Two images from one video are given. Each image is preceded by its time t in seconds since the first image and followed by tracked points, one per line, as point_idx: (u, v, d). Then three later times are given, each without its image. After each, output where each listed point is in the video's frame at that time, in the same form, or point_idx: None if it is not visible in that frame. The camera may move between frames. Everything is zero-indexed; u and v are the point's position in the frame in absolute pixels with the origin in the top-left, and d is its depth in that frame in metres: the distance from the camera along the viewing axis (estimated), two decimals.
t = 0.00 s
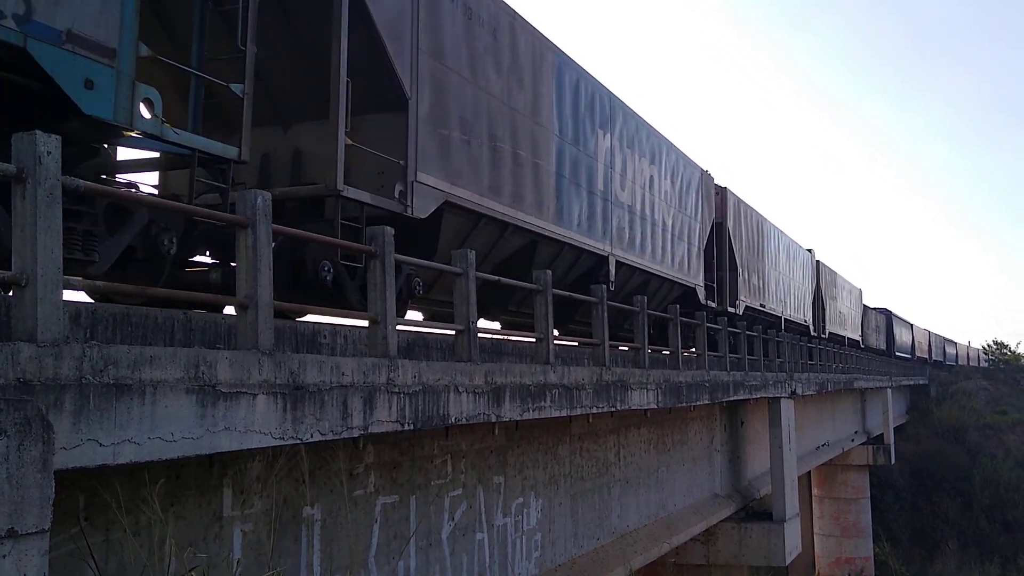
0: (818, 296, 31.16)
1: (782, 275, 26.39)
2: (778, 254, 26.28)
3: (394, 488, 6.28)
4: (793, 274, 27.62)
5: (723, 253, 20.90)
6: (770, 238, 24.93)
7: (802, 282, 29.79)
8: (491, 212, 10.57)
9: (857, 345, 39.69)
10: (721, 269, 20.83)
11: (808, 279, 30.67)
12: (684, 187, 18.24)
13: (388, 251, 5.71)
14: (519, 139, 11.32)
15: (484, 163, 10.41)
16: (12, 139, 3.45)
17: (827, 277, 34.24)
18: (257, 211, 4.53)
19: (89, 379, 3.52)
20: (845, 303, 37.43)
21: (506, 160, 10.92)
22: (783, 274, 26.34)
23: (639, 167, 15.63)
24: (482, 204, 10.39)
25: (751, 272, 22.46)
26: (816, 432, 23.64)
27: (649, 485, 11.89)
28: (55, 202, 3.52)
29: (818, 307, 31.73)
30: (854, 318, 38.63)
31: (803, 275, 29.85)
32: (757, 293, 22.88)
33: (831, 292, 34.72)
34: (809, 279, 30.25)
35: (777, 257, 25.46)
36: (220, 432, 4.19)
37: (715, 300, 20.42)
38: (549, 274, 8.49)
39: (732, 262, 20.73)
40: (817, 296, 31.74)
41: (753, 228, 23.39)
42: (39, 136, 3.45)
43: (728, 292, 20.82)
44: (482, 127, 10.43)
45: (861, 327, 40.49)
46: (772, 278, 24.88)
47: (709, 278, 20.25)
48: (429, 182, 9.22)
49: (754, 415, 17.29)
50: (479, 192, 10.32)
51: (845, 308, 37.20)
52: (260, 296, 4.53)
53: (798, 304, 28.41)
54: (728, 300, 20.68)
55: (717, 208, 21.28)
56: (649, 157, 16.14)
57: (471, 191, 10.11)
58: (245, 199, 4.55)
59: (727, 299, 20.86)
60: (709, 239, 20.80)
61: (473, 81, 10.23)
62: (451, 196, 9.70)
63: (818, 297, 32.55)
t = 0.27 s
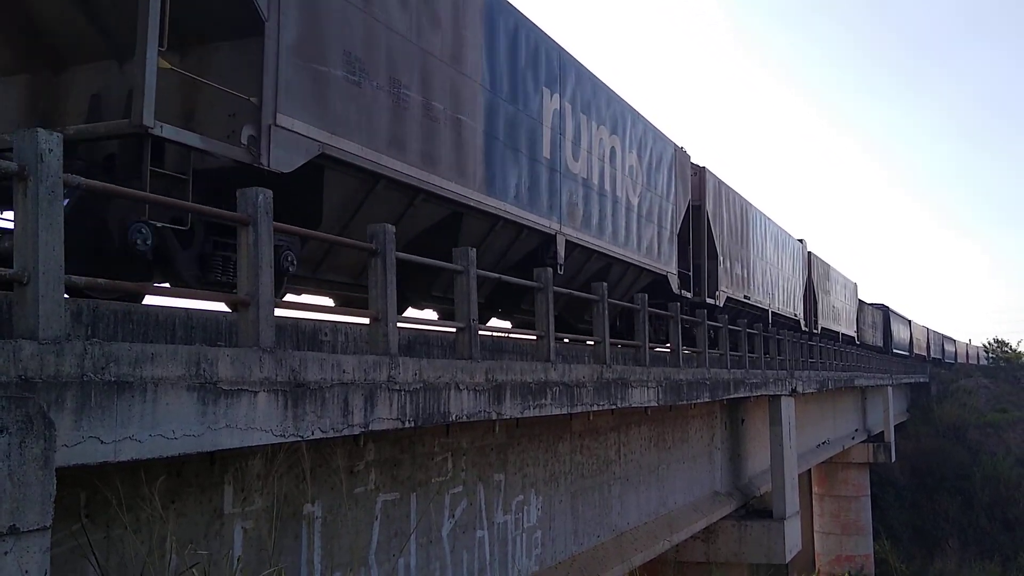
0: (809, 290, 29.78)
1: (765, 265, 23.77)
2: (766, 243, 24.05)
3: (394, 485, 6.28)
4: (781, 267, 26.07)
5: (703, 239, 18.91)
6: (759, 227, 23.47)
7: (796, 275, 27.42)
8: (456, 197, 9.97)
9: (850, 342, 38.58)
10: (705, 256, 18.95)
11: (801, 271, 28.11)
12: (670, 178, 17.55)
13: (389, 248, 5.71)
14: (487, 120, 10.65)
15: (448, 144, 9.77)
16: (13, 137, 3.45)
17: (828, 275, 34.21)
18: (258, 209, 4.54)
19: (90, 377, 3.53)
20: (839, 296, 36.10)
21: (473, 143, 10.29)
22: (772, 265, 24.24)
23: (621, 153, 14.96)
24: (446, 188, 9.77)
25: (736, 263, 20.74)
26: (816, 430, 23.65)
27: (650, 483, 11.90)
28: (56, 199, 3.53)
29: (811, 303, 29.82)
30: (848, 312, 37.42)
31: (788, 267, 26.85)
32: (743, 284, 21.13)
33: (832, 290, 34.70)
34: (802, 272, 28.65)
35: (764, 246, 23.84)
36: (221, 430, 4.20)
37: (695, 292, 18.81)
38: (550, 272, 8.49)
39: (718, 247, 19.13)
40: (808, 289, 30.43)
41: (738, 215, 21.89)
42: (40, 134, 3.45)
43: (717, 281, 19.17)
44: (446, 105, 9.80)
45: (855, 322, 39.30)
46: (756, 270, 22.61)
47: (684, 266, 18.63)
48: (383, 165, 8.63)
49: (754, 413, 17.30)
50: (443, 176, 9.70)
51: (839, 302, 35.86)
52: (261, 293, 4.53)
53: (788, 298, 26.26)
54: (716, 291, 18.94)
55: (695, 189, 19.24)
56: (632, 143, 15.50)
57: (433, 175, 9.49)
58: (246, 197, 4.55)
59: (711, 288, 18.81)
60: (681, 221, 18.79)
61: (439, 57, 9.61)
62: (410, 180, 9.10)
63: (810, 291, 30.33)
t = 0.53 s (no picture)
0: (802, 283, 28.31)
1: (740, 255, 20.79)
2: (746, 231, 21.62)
3: (395, 483, 6.28)
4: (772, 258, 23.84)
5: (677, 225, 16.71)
6: (744, 212, 21.59)
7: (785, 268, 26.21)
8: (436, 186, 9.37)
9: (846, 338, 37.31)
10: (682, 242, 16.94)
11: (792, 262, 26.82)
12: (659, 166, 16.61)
13: (391, 245, 5.71)
14: (470, 104, 10.07)
15: (426, 128, 9.18)
16: (16, 133, 3.46)
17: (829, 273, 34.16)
18: (260, 206, 4.54)
19: (93, 374, 3.53)
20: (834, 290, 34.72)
21: (455, 127, 9.73)
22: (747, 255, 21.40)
23: (619, 149, 14.36)
24: (424, 176, 9.16)
25: (720, 251, 18.76)
26: (817, 429, 23.65)
27: (651, 481, 11.90)
28: (59, 195, 3.52)
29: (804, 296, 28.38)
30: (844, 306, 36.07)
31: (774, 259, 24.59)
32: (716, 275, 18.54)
33: (833, 288, 34.65)
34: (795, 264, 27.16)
35: (751, 234, 21.94)
36: (224, 427, 4.20)
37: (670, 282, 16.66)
38: (552, 269, 8.48)
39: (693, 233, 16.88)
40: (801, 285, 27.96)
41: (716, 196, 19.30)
42: (43, 131, 3.46)
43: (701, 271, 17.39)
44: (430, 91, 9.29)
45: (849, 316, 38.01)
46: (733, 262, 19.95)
47: (656, 253, 16.46)
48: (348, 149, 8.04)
49: (755, 411, 17.30)
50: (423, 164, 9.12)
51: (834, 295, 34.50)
52: (263, 290, 4.53)
53: (779, 290, 24.61)
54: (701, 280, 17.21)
55: (670, 167, 17.27)
56: (631, 139, 14.96)
57: (409, 162, 8.90)
58: (248, 194, 4.55)
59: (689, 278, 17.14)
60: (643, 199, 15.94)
61: (408, 31, 8.97)
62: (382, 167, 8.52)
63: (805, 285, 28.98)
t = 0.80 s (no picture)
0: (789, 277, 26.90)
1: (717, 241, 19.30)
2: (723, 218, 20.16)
3: (397, 481, 6.29)
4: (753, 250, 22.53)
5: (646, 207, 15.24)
6: (722, 198, 20.14)
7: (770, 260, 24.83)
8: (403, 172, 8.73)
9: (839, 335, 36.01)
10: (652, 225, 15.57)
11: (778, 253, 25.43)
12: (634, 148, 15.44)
13: (392, 244, 5.72)
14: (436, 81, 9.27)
15: (394, 109, 8.56)
16: (19, 132, 3.47)
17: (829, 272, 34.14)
18: (262, 205, 4.55)
19: (95, 372, 3.54)
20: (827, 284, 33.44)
21: (424, 109, 9.05)
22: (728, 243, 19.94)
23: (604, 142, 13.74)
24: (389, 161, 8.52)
25: (693, 238, 17.40)
26: (819, 427, 23.66)
27: (652, 479, 11.91)
28: (62, 194, 3.53)
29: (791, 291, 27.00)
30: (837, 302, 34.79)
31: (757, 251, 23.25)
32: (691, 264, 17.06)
33: (834, 287, 34.64)
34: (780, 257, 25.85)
35: (731, 221, 20.47)
36: (226, 425, 4.21)
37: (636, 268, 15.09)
38: (553, 268, 8.48)
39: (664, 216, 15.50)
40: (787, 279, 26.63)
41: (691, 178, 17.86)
42: (45, 130, 3.46)
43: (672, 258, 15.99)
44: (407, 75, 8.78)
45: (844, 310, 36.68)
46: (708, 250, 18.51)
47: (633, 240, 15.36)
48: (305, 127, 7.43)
49: (756, 409, 17.31)
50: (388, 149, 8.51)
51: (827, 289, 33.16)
52: (265, 289, 4.54)
53: (762, 283, 23.13)
54: (672, 268, 15.85)
55: (637, 142, 15.84)
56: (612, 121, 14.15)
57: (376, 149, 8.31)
58: (250, 192, 4.56)
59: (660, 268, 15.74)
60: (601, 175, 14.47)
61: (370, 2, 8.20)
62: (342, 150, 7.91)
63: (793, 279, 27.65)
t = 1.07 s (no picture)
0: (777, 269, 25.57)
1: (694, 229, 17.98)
2: (703, 203, 18.68)
3: (397, 480, 6.30)
4: (737, 240, 21.15)
5: (605, 191, 13.75)
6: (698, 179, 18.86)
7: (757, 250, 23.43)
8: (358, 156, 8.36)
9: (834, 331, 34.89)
10: (616, 206, 14.35)
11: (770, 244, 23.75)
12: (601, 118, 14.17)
13: (393, 242, 5.72)
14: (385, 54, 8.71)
15: (342, 86, 8.07)
16: (19, 130, 3.47)
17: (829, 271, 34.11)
18: (262, 203, 4.55)
19: (96, 371, 3.55)
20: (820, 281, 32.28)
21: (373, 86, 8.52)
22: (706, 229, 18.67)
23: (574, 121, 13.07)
24: (354, 148, 8.26)
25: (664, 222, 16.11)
26: (819, 426, 23.67)
27: (652, 478, 11.91)
28: (63, 192, 3.54)
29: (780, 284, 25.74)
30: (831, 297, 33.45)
31: (740, 240, 21.50)
32: (662, 249, 15.78)
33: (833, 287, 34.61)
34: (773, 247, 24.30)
35: (710, 206, 19.05)
36: (227, 423, 4.21)
37: (596, 254, 13.58)
38: (553, 267, 8.49)
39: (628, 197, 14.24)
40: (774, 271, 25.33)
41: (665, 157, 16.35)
42: (46, 128, 3.47)
43: (638, 242, 14.71)
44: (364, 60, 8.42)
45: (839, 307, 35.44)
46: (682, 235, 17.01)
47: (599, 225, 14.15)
48: (264, 114, 7.19)
49: (756, 408, 17.31)
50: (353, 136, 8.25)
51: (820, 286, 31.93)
52: (265, 287, 4.54)
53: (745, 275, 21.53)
54: (638, 254, 14.55)
55: (596, 110, 14.13)
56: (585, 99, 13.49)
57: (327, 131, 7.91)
58: (251, 191, 4.56)
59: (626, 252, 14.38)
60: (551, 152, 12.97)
61: None
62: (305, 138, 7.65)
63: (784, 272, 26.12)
